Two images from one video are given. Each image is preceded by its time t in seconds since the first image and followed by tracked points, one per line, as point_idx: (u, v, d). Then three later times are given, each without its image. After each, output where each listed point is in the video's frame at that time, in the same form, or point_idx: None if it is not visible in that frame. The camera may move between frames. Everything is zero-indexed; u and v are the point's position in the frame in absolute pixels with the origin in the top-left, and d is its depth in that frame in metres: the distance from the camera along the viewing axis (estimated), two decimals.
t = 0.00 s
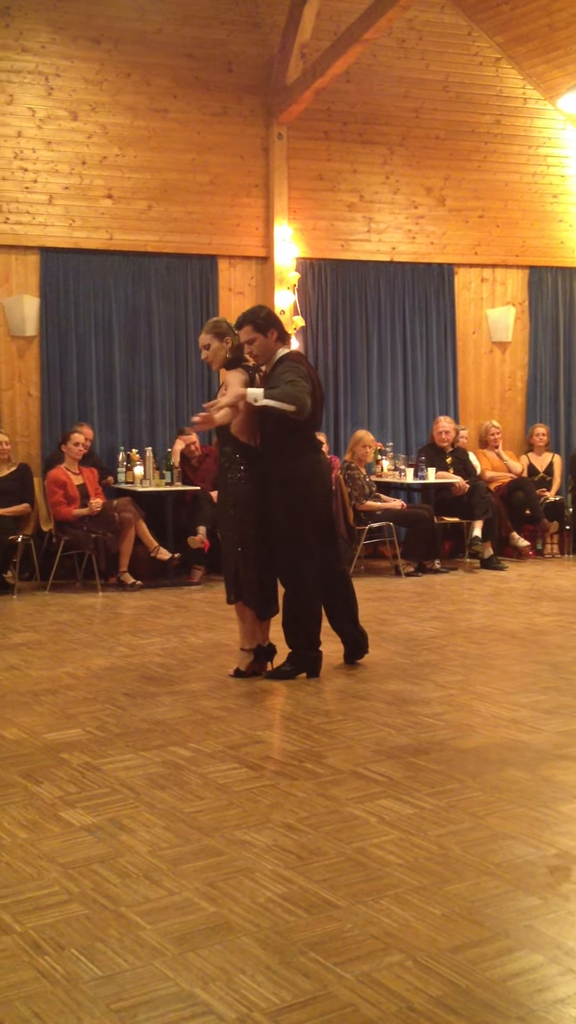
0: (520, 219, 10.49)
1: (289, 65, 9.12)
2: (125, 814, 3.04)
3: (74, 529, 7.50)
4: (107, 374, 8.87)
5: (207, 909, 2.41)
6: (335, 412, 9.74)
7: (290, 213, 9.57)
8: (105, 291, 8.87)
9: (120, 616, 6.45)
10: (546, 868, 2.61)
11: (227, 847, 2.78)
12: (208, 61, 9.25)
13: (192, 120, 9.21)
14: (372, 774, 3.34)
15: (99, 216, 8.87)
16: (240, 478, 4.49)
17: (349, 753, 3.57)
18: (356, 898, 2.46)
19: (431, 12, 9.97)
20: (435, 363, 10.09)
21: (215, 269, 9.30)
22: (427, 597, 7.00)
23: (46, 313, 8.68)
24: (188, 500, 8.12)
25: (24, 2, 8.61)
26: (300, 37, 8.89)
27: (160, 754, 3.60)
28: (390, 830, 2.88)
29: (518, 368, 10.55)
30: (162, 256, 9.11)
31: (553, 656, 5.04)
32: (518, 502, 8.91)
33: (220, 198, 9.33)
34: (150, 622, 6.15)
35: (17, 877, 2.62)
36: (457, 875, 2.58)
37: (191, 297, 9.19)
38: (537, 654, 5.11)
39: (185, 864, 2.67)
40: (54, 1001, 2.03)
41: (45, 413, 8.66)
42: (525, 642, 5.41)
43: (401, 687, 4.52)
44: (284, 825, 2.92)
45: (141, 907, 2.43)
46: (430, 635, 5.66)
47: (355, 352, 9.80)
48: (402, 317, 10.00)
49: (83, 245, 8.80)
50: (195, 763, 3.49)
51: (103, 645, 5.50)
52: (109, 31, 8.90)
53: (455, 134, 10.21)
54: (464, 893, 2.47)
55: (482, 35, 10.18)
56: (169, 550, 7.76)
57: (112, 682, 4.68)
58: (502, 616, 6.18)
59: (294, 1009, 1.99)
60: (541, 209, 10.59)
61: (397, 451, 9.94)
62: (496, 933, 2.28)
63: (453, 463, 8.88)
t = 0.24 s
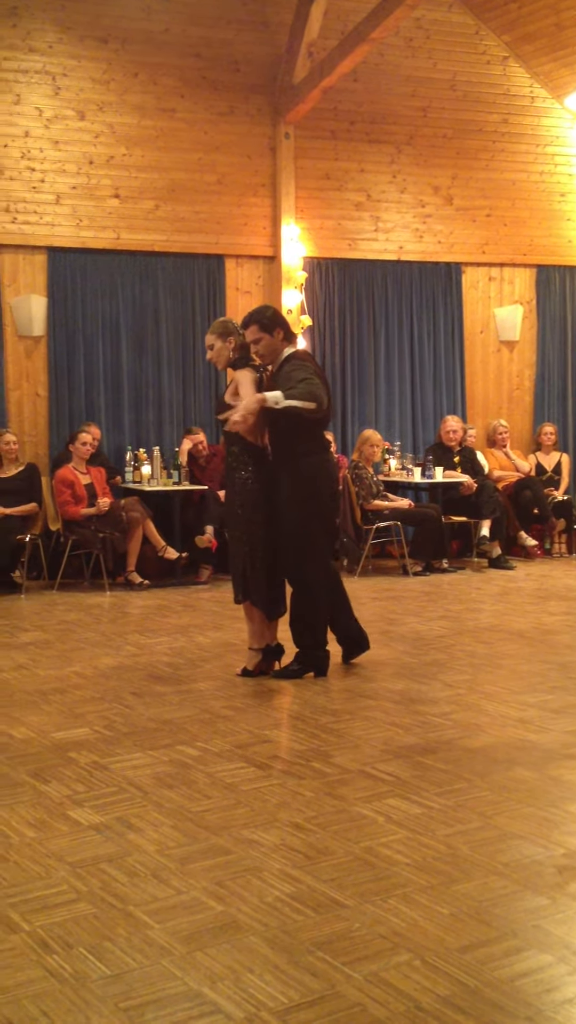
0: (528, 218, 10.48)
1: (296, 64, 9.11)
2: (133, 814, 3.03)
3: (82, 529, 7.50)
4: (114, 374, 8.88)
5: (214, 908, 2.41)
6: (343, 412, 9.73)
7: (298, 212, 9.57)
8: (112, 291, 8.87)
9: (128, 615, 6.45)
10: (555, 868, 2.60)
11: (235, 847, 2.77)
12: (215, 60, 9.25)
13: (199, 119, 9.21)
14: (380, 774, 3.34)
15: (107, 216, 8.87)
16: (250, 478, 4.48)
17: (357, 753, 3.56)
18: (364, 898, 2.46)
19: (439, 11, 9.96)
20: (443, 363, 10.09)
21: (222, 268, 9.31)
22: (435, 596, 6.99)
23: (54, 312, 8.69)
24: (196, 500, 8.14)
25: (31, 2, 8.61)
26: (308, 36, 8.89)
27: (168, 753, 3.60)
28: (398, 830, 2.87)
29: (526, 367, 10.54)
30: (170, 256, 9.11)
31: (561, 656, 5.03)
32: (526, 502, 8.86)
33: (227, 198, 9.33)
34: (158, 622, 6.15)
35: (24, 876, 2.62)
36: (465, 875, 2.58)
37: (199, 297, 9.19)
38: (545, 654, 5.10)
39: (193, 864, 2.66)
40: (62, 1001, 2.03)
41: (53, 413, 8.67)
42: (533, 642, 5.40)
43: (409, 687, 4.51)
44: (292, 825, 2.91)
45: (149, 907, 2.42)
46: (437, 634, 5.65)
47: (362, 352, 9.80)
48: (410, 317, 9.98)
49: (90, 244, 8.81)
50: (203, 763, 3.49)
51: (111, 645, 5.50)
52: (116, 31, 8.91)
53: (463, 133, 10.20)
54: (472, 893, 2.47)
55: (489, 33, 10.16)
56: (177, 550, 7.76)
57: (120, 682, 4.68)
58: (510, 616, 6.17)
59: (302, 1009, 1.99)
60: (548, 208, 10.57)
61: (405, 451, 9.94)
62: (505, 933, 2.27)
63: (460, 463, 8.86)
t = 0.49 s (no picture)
0: (534, 216, 10.46)
1: (302, 63, 9.11)
2: (140, 813, 3.03)
3: (88, 528, 7.50)
4: (121, 373, 8.89)
5: (221, 907, 2.41)
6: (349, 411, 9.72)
7: (304, 211, 9.56)
8: (118, 290, 8.88)
9: (134, 614, 6.45)
10: (562, 868, 2.59)
11: (241, 846, 2.77)
12: (221, 59, 9.24)
13: (206, 118, 9.21)
14: (386, 773, 3.33)
15: (113, 215, 8.87)
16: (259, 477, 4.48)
17: (364, 752, 3.55)
18: (371, 897, 2.45)
19: (445, 10, 9.95)
20: (449, 362, 10.07)
21: (228, 267, 9.30)
22: (441, 595, 6.97)
23: (60, 311, 8.69)
24: (202, 499, 8.11)
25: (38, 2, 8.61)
26: (314, 34, 8.88)
27: (175, 753, 3.59)
28: (404, 829, 2.87)
29: (533, 366, 10.53)
30: (176, 255, 9.11)
31: (568, 655, 5.01)
32: (534, 501, 8.84)
33: (234, 196, 9.32)
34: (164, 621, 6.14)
35: (31, 876, 2.61)
36: (472, 874, 2.57)
37: (205, 296, 9.19)
38: (552, 653, 5.09)
39: (200, 863, 2.66)
40: (69, 1001, 2.02)
41: (60, 412, 8.68)
42: (540, 641, 5.39)
43: (416, 686, 4.50)
44: (298, 824, 2.90)
45: (155, 907, 2.42)
46: (444, 633, 5.64)
47: (369, 350, 9.79)
48: (416, 316, 9.97)
49: (96, 244, 8.81)
50: (210, 762, 3.48)
51: (118, 644, 5.50)
52: (122, 31, 8.91)
53: (470, 131, 10.18)
54: (479, 893, 2.46)
55: (496, 32, 10.14)
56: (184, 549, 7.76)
57: (126, 681, 4.67)
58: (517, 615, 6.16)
59: (309, 1008, 1.99)
60: (555, 206, 10.55)
61: (411, 450, 9.93)
62: (512, 933, 2.26)
63: (467, 462, 8.85)
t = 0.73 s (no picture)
0: (539, 217, 10.46)
1: (308, 63, 9.11)
2: (144, 813, 3.03)
3: (93, 528, 7.51)
4: (126, 373, 8.89)
5: (225, 907, 2.41)
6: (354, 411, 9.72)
7: (309, 211, 9.57)
8: (123, 291, 8.89)
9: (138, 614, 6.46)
10: (566, 868, 2.59)
11: (246, 846, 2.77)
12: (226, 59, 9.25)
13: (211, 119, 9.21)
14: (390, 774, 3.33)
15: (118, 215, 8.88)
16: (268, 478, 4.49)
17: (368, 752, 3.56)
18: (375, 897, 2.46)
19: (451, 10, 9.95)
20: (454, 363, 10.07)
21: (233, 268, 9.31)
22: (446, 596, 6.97)
23: (66, 312, 8.70)
24: (207, 500, 8.10)
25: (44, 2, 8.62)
26: (319, 34, 8.89)
27: (179, 753, 3.60)
28: (408, 830, 2.87)
29: (538, 367, 10.52)
30: (181, 255, 9.11)
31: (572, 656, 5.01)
32: (540, 502, 8.81)
33: (239, 197, 9.33)
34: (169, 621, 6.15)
35: (36, 876, 2.62)
36: (477, 874, 2.57)
37: (210, 296, 9.20)
38: (556, 654, 5.09)
39: (204, 863, 2.66)
40: (73, 1000, 2.02)
41: (65, 412, 8.68)
42: (544, 642, 5.39)
43: (420, 687, 4.50)
44: (302, 824, 2.91)
45: (160, 907, 2.42)
46: (448, 634, 5.64)
47: (373, 351, 9.79)
48: (421, 317, 9.97)
49: (102, 244, 8.82)
50: (214, 763, 3.48)
51: (123, 644, 5.51)
52: (128, 31, 8.92)
53: (475, 132, 10.18)
54: (483, 894, 2.46)
55: (501, 32, 10.14)
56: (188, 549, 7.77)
57: (131, 681, 4.68)
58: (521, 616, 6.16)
59: (313, 1008, 1.99)
60: (561, 207, 10.55)
61: (415, 451, 9.93)
62: (516, 934, 2.27)
63: (472, 462, 8.84)
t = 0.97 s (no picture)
0: (544, 217, 10.45)
1: (313, 63, 9.12)
2: (149, 813, 3.03)
3: (98, 529, 7.52)
4: (130, 374, 8.90)
5: (230, 907, 2.42)
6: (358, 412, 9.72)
7: (314, 211, 9.57)
8: (128, 291, 8.89)
9: (143, 614, 6.46)
10: (571, 869, 2.60)
11: (250, 846, 2.78)
12: (231, 60, 9.25)
13: (215, 119, 9.22)
14: (395, 774, 3.33)
15: (123, 216, 8.89)
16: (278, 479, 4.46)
17: (373, 753, 3.56)
18: (380, 897, 2.46)
19: (456, 10, 9.95)
20: (459, 363, 10.07)
21: (238, 268, 9.31)
22: (450, 596, 6.97)
23: (71, 313, 8.71)
24: (211, 500, 8.05)
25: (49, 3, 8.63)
26: (324, 34, 8.89)
27: (184, 753, 3.60)
28: (413, 830, 2.87)
29: (542, 368, 10.52)
30: (186, 256, 9.12)
31: None
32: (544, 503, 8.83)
33: (243, 197, 9.33)
34: (174, 622, 6.15)
35: (41, 875, 2.62)
36: (482, 875, 2.57)
37: (214, 297, 9.20)
38: (561, 655, 5.08)
39: (209, 863, 2.67)
40: (78, 1000, 2.03)
41: (69, 413, 8.69)
42: (549, 642, 5.38)
43: (425, 687, 4.50)
44: (307, 825, 2.91)
45: (165, 906, 2.43)
46: (453, 634, 5.64)
47: (378, 351, 9.79)
48: (426, 316, 9.97)
49: (106, 245, 8.83)
50: (219, 763, 3.49)
51: (128, 644, 5.51)
52: (133, 32, 8.93)
53: (480, 132, 10.18)
54: (488, 894, 2.46)
55: (506, 32, 10.13)
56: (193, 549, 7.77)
57: (135, 681, 4.68)
58: (526, 616, 6.15)
59: (318, 1008, 1.99)
60: (565, 207, 10.54)
61: (420, 451, 9.92)
62: (521, 934, 2.27)
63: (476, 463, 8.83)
